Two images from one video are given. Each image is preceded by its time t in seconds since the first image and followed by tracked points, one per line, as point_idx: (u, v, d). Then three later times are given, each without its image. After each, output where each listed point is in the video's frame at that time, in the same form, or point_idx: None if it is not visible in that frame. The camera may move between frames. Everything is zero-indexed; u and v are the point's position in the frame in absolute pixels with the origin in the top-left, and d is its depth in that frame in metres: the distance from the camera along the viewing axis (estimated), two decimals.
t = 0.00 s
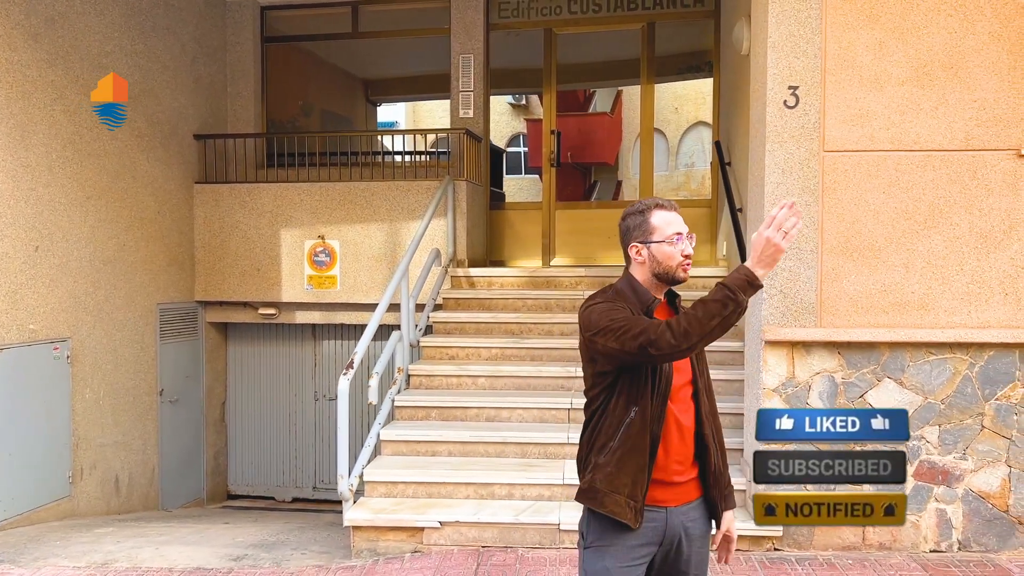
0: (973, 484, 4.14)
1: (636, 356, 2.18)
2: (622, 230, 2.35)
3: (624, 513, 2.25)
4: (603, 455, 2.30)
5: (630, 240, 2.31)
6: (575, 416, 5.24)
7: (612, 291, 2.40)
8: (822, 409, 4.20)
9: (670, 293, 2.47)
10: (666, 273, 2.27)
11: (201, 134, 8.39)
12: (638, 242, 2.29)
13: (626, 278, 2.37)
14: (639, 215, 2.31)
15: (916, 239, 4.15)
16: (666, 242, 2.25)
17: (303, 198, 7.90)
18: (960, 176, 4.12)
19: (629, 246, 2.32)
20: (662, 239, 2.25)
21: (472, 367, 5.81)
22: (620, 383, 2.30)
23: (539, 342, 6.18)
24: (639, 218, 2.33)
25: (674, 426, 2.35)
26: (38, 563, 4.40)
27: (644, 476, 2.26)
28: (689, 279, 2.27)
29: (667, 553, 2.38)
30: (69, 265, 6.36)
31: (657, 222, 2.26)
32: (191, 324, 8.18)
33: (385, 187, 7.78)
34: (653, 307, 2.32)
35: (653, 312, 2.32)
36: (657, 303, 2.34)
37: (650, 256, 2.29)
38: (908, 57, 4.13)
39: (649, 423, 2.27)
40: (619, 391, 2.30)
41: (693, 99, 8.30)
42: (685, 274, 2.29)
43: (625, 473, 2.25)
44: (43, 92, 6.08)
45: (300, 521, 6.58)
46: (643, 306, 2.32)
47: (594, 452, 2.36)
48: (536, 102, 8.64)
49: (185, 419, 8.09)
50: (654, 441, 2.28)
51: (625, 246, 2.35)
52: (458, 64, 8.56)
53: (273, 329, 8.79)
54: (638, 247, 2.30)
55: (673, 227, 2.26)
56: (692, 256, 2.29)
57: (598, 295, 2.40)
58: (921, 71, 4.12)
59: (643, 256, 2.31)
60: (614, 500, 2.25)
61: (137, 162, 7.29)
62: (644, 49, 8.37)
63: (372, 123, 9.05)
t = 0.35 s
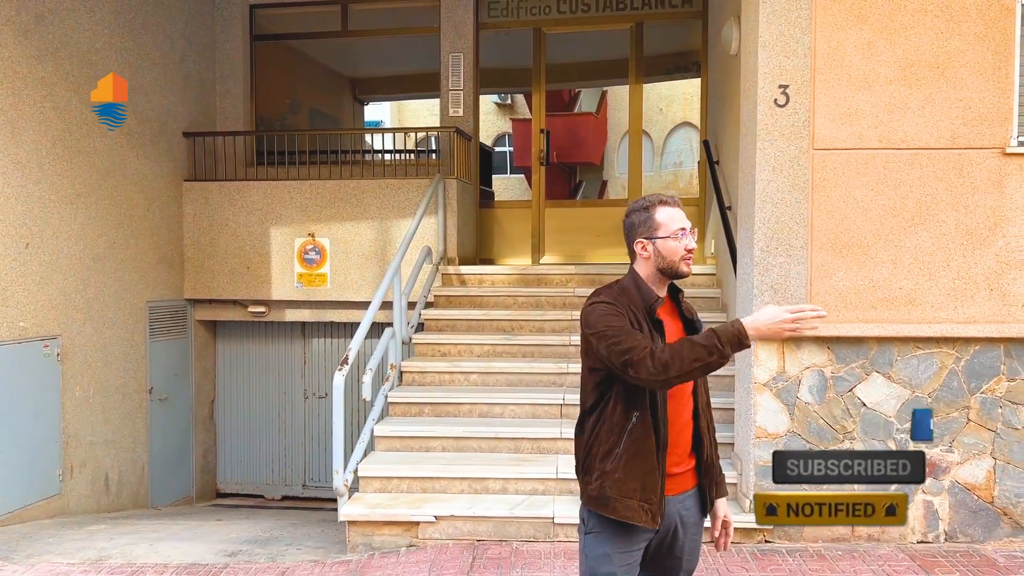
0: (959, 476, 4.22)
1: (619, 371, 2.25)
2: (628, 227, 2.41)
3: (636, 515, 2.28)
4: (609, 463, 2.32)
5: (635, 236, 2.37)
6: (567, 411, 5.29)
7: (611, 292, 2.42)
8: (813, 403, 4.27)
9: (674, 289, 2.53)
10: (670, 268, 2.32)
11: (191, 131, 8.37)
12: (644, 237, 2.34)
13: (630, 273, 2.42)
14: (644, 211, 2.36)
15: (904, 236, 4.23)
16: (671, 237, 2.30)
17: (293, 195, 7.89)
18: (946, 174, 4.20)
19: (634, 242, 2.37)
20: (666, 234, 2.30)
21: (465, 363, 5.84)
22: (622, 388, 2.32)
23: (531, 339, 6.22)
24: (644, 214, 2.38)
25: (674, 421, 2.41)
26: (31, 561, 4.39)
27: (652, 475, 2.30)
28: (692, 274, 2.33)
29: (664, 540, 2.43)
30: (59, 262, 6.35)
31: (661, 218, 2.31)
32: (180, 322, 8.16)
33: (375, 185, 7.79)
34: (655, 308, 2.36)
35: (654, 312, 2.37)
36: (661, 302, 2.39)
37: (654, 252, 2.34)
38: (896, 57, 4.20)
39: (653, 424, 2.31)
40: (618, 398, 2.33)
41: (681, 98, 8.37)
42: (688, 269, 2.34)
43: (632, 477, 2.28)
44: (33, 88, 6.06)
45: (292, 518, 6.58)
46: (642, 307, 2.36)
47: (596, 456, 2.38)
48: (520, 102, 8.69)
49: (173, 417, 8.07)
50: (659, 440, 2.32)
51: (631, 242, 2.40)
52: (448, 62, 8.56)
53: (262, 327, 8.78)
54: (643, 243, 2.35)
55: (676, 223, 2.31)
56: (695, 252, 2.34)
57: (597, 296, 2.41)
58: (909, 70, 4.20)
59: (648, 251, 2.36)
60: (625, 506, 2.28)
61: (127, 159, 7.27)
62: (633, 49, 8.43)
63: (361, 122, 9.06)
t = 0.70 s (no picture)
0: (950, 470, 4.30)
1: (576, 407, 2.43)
2: (639, 226, 2.49)
3: (637, 513, 2.37)
4: (612, 464, 2.40)
5: (647, 234, 2.45)
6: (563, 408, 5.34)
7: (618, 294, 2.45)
8: (806, 398, 4.34)
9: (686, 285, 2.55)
10: (681, 264, 2.39)
11: (183, 130, 8.35)
12: (654, 235, 2.42)
13: (643, 271, 2.47)
14: (655, 210, 2.45)
15: (896, 234, 4.30)
16: (681, 234, 2.38)
17: (286, 194, 7.90)
18: (937, 173, 4.28)
19: (646, 240, 2.45)
20: (676, 231, 2.39)
21: (461, 361, 5.88)
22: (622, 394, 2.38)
23: (526, 336, 6.26)
24: (655, 213, 2.46)
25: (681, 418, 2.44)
26: (30, 558, 4.39)
27: (654, 475, 2.36)
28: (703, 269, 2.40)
29: (669, 528, 2.49)
30: (54, 260, 6.34)
31: (671, 216, 2.40)
32: (173, 321, 8.15)
33: (368, 183, 7.80)
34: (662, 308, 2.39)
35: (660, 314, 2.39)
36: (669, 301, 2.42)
37: (665, 249, 2.41)
38: (888, 58, 4.27)
39: (657, 428, 2.35)
40: (618, 404, 2.39)
41: (673, 98, 8.45)
42: (698, 265, 2.42)
43: (632, 482, 2.36)
44: (27, 86, 6.04)
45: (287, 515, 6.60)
46: (650, 308, 2.40)
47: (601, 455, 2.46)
48: (508, 102, 8.75)
49: (167, 416, 8.06)
50: (663, 442, 2.36)
51: (642, 240, 2.48)
52: (441, 62, 8.57)
53: (254, 326, 8.78)
54: (654, 241, 2.42)
55: (686, 220, 2.39)
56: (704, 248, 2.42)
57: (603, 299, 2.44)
58: (901, 71, 4.27)
59: (659, 249, 2.44)
60: (627, 505, 2.37)
61: (120, 157, 7.25)
62: (625, 49, 8.49)
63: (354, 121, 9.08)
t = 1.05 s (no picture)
0: (940, 466, 4.38)
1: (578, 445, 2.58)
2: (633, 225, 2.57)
3: (606, 503, 2.46)
4: (592, 454, 2.54)
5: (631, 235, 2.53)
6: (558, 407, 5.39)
7: (609, 292, 2.59)
8: (799, 396, 4.41)
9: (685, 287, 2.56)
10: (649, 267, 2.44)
11: (176, 130, 8.34)
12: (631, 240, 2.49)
13: (638, 276, 2.56)
14: (637, 211, 2.50)
15: (887, 234, 4.38)
16: (647, 238, 2.42)
17: (281, 194, 7.91)
18: (927, 175, 4.36)
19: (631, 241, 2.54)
20: (642, 234, 2.44)
21: (456, 360, 5.92)
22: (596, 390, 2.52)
23: (521, 336, 6.31)
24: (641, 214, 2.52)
25: (662, 418, 2.45)
26: (30, 557, 4.40)
27: (624, 468, 2.44)
28: (669, 273, 2.40)
29: (656, 524, 2.51)
30: (49, 260, 6.34)
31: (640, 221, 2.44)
32: (166, 321, 8.14)
33: (362, 184, 7.81)
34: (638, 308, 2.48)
35: (637, 314, 2.48)
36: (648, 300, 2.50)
37: (640, 251, 2.47)
38: (880, 62, 4.35)
39: (624, 423, 2.44)
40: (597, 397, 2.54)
41: (664, 100, 8.50)
42: (670, 268, 2.41)
43: (600, 471, 2.48)
44: (22, 86, 6.04)
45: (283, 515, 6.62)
46: (631, 307, 2.50)
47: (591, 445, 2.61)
48: (497, 102, 8.79)
49: (161, 416, 8.06)
50: (631, 437, 2.43)
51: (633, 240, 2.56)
52: (435, 63, 8.57)
53: (248, 326, 8.79)
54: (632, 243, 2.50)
55: (653, 223, 2.41)
56: (676, 252, 2.40)
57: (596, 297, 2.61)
58: (893, 75, 4.35)
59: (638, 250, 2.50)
60: (596, 493, 2.49)
61: (115, 157, 7.25)
62: (617, 50, 8.55)
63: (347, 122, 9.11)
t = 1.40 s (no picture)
0: (930, 464, 4.45)
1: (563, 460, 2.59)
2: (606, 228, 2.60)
3: (585, 506, 2.49)
4: (575, 459, 2.58)
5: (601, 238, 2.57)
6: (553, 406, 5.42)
7: (587, 298, 2.64)
8: (792, 395, 4.46)
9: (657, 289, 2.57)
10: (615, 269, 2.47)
11: (169, 130, 8.33)
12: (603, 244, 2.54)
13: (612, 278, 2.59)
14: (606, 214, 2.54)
15: (878, 235, 4.44)
16: (611, 239, 2.46)
17: (274, 194, 7.91)
18: (917, 177, 4.42)
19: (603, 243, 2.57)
20: (608, 236, 2.48)
21: (451, 360, 5.95)
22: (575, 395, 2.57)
23: (515, 336, 6.34)
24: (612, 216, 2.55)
25: (635, 420, 2.47)
26: (26, 558, 4.40)
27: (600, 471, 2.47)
28: (632, 275, 2.42)
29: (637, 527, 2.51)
30: (42, 261, 6.33)
31: (606, 225, 2.49)
32: (158, 322, 8.13)
33: (356, 184, 7.82)
34: (609, 312, 2.52)
35: (608, 318, 2.52)
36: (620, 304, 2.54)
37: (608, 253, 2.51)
38: (871, 65, 4.41)
39: (599, 425, 2.47)
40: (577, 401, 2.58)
41: (656, 101, 8.56)
42: (634, 270, 2.44)
43: (579, 475, 2.52)
44: (15, 86, 6.02)
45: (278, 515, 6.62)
46: (604, 311, 2.54)
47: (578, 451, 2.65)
48: (487, 102, 8.82)
49: (153, 417, 8.06)
50: (606, 439, 2.47)
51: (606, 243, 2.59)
52: (427, 64, 8.62)
53: (240, 326, 8.78)
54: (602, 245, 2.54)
55: (618, 225, 2.45)
56: (639, 253, 2.43)
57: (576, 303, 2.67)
58: (883, 79, 4.41)
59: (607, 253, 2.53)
60: (577, 497, 2.53)
61: (107, 157, 7.23)
62: (609, 52, 8.60)
63: (339, 123, 9.11)
